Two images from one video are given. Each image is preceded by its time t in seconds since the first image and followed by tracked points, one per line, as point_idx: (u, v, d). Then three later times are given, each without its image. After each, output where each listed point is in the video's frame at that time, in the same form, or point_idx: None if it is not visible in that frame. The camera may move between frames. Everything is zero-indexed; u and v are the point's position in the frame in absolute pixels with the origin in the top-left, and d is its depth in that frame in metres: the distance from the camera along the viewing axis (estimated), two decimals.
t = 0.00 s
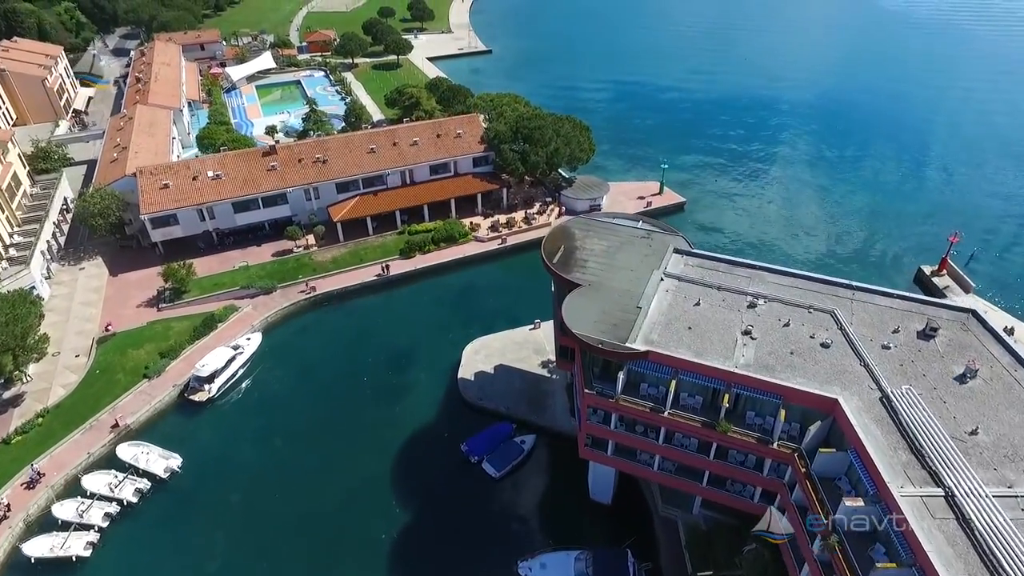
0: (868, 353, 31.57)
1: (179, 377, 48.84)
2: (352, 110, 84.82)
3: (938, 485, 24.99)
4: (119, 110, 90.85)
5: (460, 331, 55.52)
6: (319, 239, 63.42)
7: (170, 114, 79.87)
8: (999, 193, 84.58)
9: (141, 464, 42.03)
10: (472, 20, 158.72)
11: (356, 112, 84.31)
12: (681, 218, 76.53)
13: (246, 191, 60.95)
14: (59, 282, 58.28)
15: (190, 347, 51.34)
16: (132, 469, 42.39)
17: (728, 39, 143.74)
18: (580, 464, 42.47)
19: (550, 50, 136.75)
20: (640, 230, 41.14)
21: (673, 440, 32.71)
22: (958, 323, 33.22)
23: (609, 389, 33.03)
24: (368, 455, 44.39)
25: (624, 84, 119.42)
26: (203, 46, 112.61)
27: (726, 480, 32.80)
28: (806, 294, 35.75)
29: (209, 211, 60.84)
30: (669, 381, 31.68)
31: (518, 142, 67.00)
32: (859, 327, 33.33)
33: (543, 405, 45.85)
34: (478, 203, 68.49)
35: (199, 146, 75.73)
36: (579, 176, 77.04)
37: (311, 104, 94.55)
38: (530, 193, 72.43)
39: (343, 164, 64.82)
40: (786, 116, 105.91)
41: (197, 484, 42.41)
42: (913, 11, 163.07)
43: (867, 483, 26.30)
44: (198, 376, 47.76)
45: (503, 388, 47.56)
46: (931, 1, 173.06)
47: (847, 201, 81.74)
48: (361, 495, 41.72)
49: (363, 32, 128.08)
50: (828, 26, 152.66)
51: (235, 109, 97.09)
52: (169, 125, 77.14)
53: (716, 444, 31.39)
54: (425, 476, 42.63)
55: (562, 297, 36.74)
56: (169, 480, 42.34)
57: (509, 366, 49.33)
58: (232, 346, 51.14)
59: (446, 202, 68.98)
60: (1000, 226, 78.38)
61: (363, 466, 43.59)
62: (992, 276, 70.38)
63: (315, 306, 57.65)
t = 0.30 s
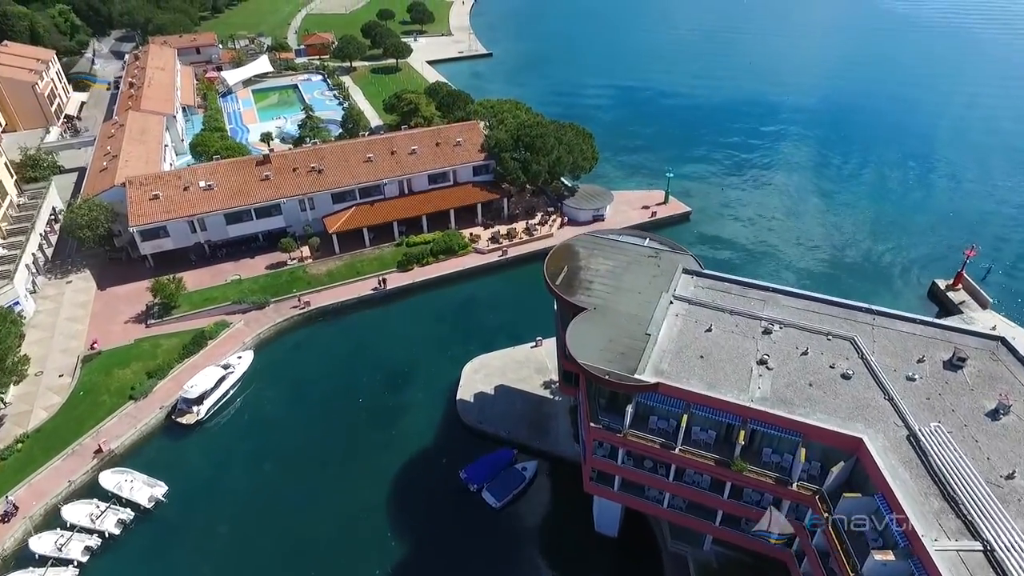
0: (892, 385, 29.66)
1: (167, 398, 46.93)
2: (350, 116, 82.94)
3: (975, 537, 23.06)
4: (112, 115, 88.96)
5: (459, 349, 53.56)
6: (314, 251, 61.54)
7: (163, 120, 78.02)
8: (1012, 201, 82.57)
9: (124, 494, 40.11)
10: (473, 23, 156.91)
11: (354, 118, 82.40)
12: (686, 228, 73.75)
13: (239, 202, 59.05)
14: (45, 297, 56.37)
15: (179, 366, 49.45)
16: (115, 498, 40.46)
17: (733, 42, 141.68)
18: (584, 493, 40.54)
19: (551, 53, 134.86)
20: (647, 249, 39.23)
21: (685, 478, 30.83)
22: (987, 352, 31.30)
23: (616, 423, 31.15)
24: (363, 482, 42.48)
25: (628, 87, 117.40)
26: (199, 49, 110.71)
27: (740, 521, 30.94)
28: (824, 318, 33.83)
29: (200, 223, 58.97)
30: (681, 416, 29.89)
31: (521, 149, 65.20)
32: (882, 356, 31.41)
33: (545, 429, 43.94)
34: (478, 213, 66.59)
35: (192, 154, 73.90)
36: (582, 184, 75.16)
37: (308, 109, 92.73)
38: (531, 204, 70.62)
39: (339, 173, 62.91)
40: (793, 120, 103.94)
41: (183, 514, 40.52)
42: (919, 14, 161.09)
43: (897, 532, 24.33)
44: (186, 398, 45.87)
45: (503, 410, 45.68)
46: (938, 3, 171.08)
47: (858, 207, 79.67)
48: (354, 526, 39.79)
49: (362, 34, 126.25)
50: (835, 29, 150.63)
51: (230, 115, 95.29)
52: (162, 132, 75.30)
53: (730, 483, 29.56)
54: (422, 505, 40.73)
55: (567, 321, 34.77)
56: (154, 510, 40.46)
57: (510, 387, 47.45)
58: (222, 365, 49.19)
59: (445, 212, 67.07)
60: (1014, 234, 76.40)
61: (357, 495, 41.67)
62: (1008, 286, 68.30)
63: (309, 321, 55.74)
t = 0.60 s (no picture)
0: (921, 423, 27.73)
1: (153, 422, 44.99)
2: (347, 122, 80.99)
3: None
4: (104, 121, 87.12)
5: (458, 367, 51.59)
6: (309, 264, 59.62)
7: (155, 127, 76.11)
8: None
9: (105, 526, 38.17)
10: (473, 25, 155.14)
11: (352, 124, 80.44)
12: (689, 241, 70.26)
13: (231, 214, 57.12)
14: (29, 312, 54.50)
15: (166, 387, 47.48)
16: (96, 530, 38.53)
17: (737, 44, 139.65)
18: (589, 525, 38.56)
19: (553, 56, 132.94)
20: (656, 271, 37.27)
21: (700, 521, 28.92)
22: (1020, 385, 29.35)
23: (625, 461, 29.22)
24: (357, 513, 40.54)
25: (632, 90, 115.35)
26: (195, 53, 108.84)
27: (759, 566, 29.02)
28: (845, 347, 31.90)
29: (191, 236, 57.08)
30: (696, 455, 27.97)
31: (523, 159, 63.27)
32: (908, 389, 29.43)
33: (548, 456, 41.98)
34: (478, 224, 64.69)
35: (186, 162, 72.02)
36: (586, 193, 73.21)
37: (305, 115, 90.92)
38: (533, 214, 68.83)
39: (334, 183, 60.97)
40: (802, 123, 101.68)
41: (168, 547, 38.64)
42: (925, 16, 158.86)
43: None
44: (173, 422, 43.94)
45: (504, 434, 43.71)
46: (944, 5, 168.89)
47: (872, 211, 77.28)
48: (347, 561, 37.87)
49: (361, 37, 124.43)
50: (840, 31, 148.58)
51: (225, 120, 93.50)
52: (154, 140, 73.43)
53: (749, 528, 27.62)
54: (418, 538, 38.77)
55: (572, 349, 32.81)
56: (138, 543, 38.57)
57: (511, 409, 45.52)
58: (211, 387, 47.07)
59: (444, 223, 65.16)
60: None
61: (351, 527, 39.76)
62: None
63: (303, 338, 53.82)
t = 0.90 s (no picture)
0: (957, 469, 25.63)
1: (137, 450, 42.83)
2: (344, 129, 78.76)
3: None
4: (96, 128, 85.09)
5: (457, 389, 49.45)
6: (303, 279, 57.53)
7: (147, 134, 74.07)
8: None
9: (83, 565, 35.94)
10: (474, 28, 153.17)
11: (349, 131, 78.20)
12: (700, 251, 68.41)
13: (222, 228, 55.01)
14: (12, 331, 52.42)
15: (152, 412, 45.35)
16: (73, 569, 36.31)
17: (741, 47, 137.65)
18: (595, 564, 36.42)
19: (555, 59, 130.95)
20: (666, 296, 35.12)
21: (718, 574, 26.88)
22: None
23: (636, 509, 27.14)
24: (350, 549, 38.45)
25: (635, 94, 113.22)
26: (190, 57, 106.88)
27: None
28: (871, 382, 29.77)
29: (181, 251, 55.02)
30: (713, 505, 25.91)
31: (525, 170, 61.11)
32: (941, 430, 27.30)
33: (551, 487, 39.87)
34: (478, 237, 62.59)
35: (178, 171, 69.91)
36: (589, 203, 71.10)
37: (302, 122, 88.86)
38: (535, 226, 66.78)
39: (330, 195, 58.84)
40: (810, 129, 99.43)
41: None
42: (931, 20, 156.83)
43: None
44: (158, 450, 41.74)
45: (504, 464, 41.57)
46: (950, 8, 166.77)
47: (883, 221, 75.10)
48: None
49: (360, 41, 122.32)
50: (846, 34, 146.43)
51: (220, 126, 91.50)
52: (145, 148, 71.34)
53: None
54: None
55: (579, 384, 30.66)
56: None
57: (512, 437, 43.44)
58: (199, 412, 44.87)
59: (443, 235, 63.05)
60: None
61: (343, 564, 37.67)
62: None
63: (296, 357, 51.75)
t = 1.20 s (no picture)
0: (996, 522, 23.64)
1: (121, 479, 40.83)
2: (341, 137, 76.63)
3: None
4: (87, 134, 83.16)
5: (456, 411, 47.49)
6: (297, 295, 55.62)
7: (139, 143, 72.18)
8: None
9: None
10: (474, 31, 151.34)
11: (346, 139, 76.20)
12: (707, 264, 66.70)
13: (213, 242, 53.02)
14: None
15: (137, 438, 43.37)
16: None
17: (745, 51, 135.83)
18: None
19: (556, 63, 129.07)
20: (677, 324, 33.17)
21: None
22: None
23: (649, 562, 25.09)
24: None
25: (637, 99, 111.34)
26: (186, 62, 105.03)
27: None
28: (899, 421, 27.79)
29: (170, 266, 53.09)
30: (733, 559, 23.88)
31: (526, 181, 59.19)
32: (977, 476, 25.31)
33: (554, 521, 37.90)
34: (478, 250, 60.67)
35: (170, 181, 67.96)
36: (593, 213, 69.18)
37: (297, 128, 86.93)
38: (536, 237, 64.97)
39: (325, 207, 56.90)
40: (816, 135, 97.55)
41: None
42: (936, 23, 155.04)
43: None
44: (143, 480, 39.73)
45: (506, 495, 39.59)
46: (955, 11, 165.04)
47: (893, 231, 73.21)
48: None
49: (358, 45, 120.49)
50: (850, 37, 144.54)
51: (215, 132, 89.62)
52: (136, 157, 69.38)
53: None
54: None
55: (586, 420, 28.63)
56: None
57: (513, 465, 41.46)
58: (186, 438, 42.88)
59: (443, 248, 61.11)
60: None
61: None
62: None
63: (289, 378, 49.81)
